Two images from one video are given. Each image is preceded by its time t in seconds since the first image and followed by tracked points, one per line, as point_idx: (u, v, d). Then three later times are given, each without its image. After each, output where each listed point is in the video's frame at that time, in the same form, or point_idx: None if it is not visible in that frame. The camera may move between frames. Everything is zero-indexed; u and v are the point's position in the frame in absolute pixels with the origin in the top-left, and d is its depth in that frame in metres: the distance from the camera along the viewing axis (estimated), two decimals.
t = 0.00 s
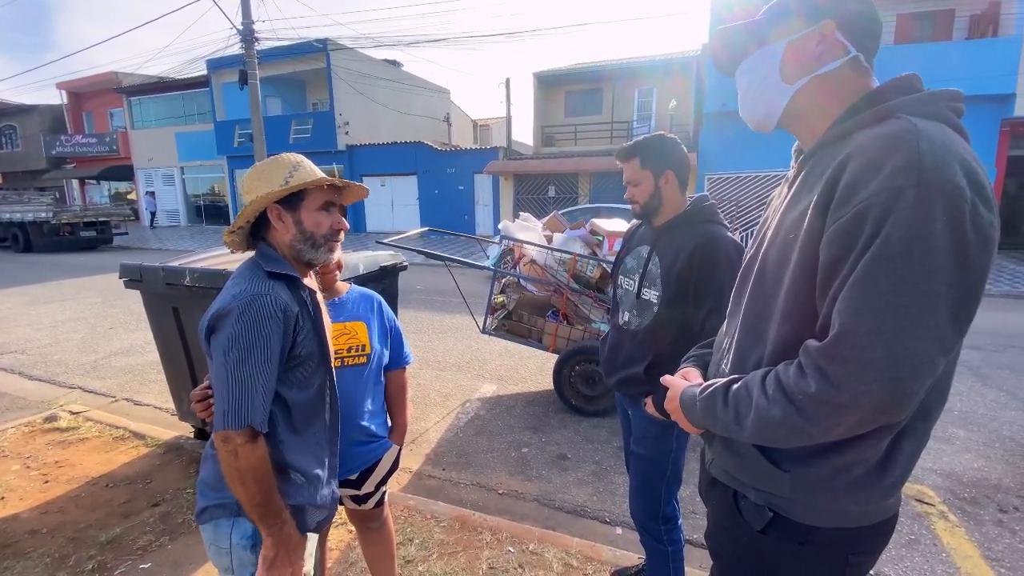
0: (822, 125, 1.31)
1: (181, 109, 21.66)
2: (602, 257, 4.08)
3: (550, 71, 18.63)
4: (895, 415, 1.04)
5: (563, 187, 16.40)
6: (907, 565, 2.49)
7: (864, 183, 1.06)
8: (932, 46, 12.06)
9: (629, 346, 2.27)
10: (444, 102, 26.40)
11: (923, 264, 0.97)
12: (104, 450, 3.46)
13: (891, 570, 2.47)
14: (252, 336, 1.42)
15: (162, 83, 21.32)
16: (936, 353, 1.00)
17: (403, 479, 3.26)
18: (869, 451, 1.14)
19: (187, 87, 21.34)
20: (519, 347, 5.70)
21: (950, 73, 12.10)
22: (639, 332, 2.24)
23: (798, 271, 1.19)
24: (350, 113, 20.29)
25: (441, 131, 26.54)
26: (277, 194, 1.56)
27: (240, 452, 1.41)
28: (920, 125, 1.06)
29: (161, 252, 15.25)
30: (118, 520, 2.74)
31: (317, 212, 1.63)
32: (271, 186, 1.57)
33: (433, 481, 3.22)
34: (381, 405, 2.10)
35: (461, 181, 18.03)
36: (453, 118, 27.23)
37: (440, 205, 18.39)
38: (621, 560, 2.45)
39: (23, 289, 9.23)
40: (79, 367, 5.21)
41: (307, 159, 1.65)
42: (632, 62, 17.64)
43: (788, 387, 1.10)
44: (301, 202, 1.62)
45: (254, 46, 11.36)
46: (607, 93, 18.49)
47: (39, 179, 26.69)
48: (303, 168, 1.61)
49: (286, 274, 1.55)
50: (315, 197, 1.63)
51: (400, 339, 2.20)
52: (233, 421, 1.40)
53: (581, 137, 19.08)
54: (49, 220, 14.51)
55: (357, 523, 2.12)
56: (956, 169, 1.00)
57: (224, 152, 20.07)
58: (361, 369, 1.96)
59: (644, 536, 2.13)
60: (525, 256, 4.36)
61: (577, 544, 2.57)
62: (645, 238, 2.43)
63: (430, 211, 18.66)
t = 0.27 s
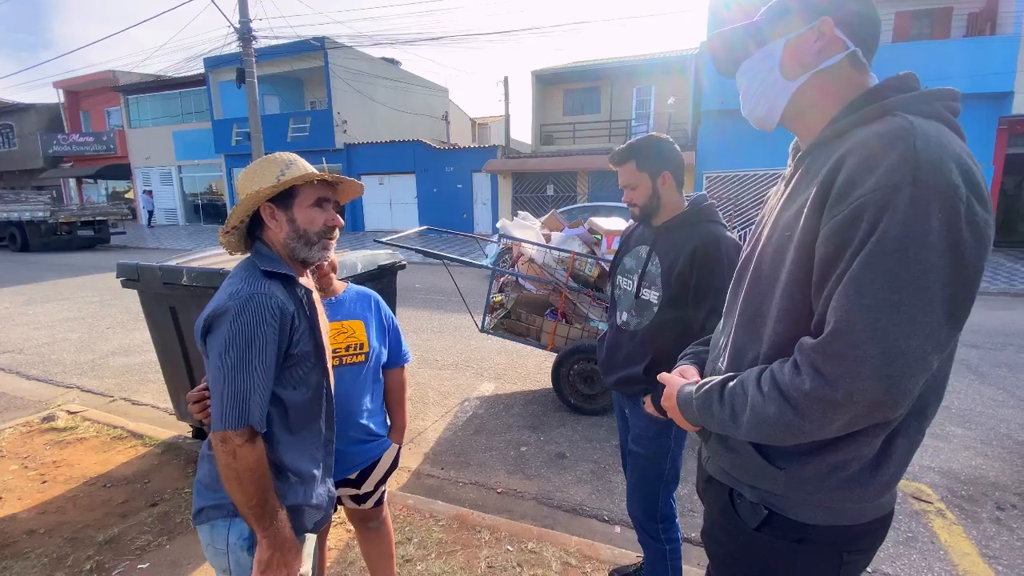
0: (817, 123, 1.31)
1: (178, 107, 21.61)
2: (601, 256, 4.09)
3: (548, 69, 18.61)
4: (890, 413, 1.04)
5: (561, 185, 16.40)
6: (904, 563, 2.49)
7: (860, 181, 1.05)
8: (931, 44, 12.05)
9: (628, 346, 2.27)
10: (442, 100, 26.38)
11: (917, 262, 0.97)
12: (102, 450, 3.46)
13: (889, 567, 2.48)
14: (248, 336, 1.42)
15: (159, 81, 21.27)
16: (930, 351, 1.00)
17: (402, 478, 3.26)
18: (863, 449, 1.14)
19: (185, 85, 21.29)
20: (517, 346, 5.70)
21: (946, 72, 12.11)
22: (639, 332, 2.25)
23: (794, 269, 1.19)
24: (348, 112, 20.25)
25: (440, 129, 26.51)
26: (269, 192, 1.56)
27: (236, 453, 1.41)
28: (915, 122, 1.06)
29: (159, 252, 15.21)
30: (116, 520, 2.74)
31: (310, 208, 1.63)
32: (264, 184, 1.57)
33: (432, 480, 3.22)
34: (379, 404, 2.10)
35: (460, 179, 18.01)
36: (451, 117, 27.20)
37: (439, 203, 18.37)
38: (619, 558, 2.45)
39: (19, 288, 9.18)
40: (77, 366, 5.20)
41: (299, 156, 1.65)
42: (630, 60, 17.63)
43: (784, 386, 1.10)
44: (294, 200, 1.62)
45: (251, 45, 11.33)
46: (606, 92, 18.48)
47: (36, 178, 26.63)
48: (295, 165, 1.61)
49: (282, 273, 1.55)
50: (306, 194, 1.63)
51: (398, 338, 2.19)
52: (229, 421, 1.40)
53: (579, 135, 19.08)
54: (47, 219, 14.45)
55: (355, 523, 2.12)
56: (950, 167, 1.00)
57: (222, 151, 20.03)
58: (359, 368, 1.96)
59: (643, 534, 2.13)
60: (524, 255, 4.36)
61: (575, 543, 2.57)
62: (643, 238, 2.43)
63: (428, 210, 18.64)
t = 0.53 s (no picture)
0: (815, 120, 1.31)
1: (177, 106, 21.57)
2: (600, 255, 4.09)
3: (547, 67, 18.60)
4: (889, 409, 1.04)
5: (561, 183, 16.40)
6: (903, 560, 2.50)
7: (857, 178, 1.06)
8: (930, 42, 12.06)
9: (627, 344, 2.27)
10: (441, 99, 26.35)
11: (915, 258, 0.97)
12: (101, 449, 3.45)
13: (888, 565, 2.48)
14: (246, 337, 1.42)
15: (157, 80, 21.23)
16: (929, 346, 1.00)
17: (401, 477, 3.26)
18: (863, 447, 1.14)
19: (183, 84, 21.25)
20: (517, 344, 5.70)
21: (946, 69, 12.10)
22: (638, 331, 2.24)
23: (793, 266, 1.19)
24: (347, 110, 20.23)
25: (439, 127, 26.49)
26: (265, 190, 1.56)
27: (237, 453, 1.41)
28: (912, 119, 1.06)
29: (158, 251, 15.19)
30: (116, 520, 2.74)
31: (307, 206, 1.63)
32: (260, 183, 1.57)
33: (431, 479, 3.22)
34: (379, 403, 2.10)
35: (459, 178, 17.99)
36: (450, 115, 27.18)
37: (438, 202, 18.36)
38: (619, 556, 2.45)
39: (19, 288, 9.18)
40: (76, 366, 5.20)
41: (295, 154, 1.65)
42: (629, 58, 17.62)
43: (783, 383, 1.10)
44: (290, 198, 1.61)
45: (249, 43, 11.31)
46: (605, 90, 18.46)
47: (35, 177, 26.57)
48: (292, 163, 1.60)
49: (278, 272, 1.55)
50: (303, 193, 1.63)
51: (398, 337, 2.20)
52: (228, 421, 1.40)
53: (579, 133, 19.06)
54: (46, 219, 14.42)
55: (355, 522, 2.13)
56: (947, 163, 1.00)
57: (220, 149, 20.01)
58: (358, 367, 1.96)
59: (642, 533, 2.13)
60: (523, 254, 4.36)
61: (575, 541, 2.57)
62: (642, 236, 2.43)
63: (428, 208, 18.64)
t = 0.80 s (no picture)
0: (816, 117, 1.30)
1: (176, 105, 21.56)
2: (600, 253, 4.08)
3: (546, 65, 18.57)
4: (889, 405, 1.04)
5: (561, 181, 16.40)
6: (904, 557, 2.50)
7: (856, 175, 1.05)
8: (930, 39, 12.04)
9: (627, 342, 2.27)
10: (441, 97, 26.31)
11: (915, 254, 0.97)
12: (102, 449, 3.45)
13: (888, 562, 2.48)
14: (245, 337, 1.41)
15: (156, 79, 21.21)
16: (930, 342, 1.00)
17: (402, 475, 3.26)
18: (863, 443, 1.14)
19: (182, 83, 21.22)
20: (516, 343, 5.69)
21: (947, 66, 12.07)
22: (637, 329, 2.24)
23: (793, 263, 1.18)
24: (347, 109, 20.21)
25: (438, 125, 26.46)
26: (262, 189, 1.56)
27: (238, 453, 1.40)
28: (912, 115, 1.05)
29: (158, 250, 15.19)
30: (116, 519, 2.74)
31: (305, 204, 1.62)
32: (257, 181, 1.57)
33: (432, 478, 3.23)
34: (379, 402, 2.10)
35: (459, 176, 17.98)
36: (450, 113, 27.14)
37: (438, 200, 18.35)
38: (619, 554, 2.45)
39: (19, 287, 9.19)
40: (76, 365, 5.20)
41: (293, 152, 1.64)
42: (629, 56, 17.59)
43: (783, 379, 1.10)
44: (288, 197, 1.61)
45: (248, 42, 11.29)
46: (605, 87, 18.43)
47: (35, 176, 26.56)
48: (288, 161, 1.60)
49: (277, 271, 1.55)
50: (301, 191, 1.62)
51: (398, 336, 2.20)
52: (230, 421, 1.40)
53: (579, 131, 19.04)
54: (46, 218, 14.41)
55: (355, 520, 2.13)
56: (948, 159, 1.00)
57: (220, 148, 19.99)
58: (358, 367, 1.96)
59: (642, 531, 2.13)
60: (523, 252, 4.35)
61: (575, 539, 2.57)
62: (643, 234, 2.42)
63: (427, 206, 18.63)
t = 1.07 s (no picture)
0: (819, 114, 1.30)
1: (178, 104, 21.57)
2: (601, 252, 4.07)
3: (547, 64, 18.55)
4: (892, 402, 1.03)
5: (562, 180, 16.39)
6: (906, 555, 2.50)
7: (859, 171, 1.05)
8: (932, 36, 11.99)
9: (628, 340, 2.27)
10: (441, 95, 26.29)
11: (918, 249, 0.97)
12: (104, 447, 3.46)
13: (891, 560, 2.48)
14: (247, 334, 1.42)
15: (157, 78, 21.22)
16: (933, 339, 0.99)
17: (403, 474, 3.27)
18: (865, 442, 1.14)
19: (183, 82, 21.23)
20: (518, 341, 5.69)
21: (950, 63, 12.02)
22: (639, 327, 2.24)
23: (796, 260, 1.18)
24: (348, 108, 20.21)
25: (440, 124, 26.44)
26: (262, 189, 1.56)
27: (242, 450, 1.41)
28: (915, 111, 1.05)
29: (160, 249, 15.20)
30: (119, 517, 2.75)
31: (306, 205, 1.62)
32: (257, 182, 1.57)
33: (434, 476, 3.23)
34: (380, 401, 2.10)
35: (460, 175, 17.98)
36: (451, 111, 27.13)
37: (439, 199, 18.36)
38: (621, 553, 2.45)
39: (21, 287, 9.21)
40: (78, 364, 5.21)
41: (294, 151, 1.64)
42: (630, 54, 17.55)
43: (785, 375, 1.10)
44: (288, 197, 1.61)
45: (249, 41, 11.29)
46: (606, 85, 18.41)
47: (37, 176, 26.60)
48: (289, 161, 1.60)
49: (278, 270, 1.55)
50: (301, 191, 1.62)
51: (399, 335, 2.20)
52: (234, 418, 1.41)
53: (580, 129, 19.02)
54: (48, 218, 14.43)
55: (356, 519, 2.13)
56: (952, 154, 0.99)
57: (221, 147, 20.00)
58: (359, 365, 1.96)
59: (644, 529, 2.13)
60: (524, 250, 4.35)
61: (576, 537, 2.57)
62: (645, 232, 2.42)
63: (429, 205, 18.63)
